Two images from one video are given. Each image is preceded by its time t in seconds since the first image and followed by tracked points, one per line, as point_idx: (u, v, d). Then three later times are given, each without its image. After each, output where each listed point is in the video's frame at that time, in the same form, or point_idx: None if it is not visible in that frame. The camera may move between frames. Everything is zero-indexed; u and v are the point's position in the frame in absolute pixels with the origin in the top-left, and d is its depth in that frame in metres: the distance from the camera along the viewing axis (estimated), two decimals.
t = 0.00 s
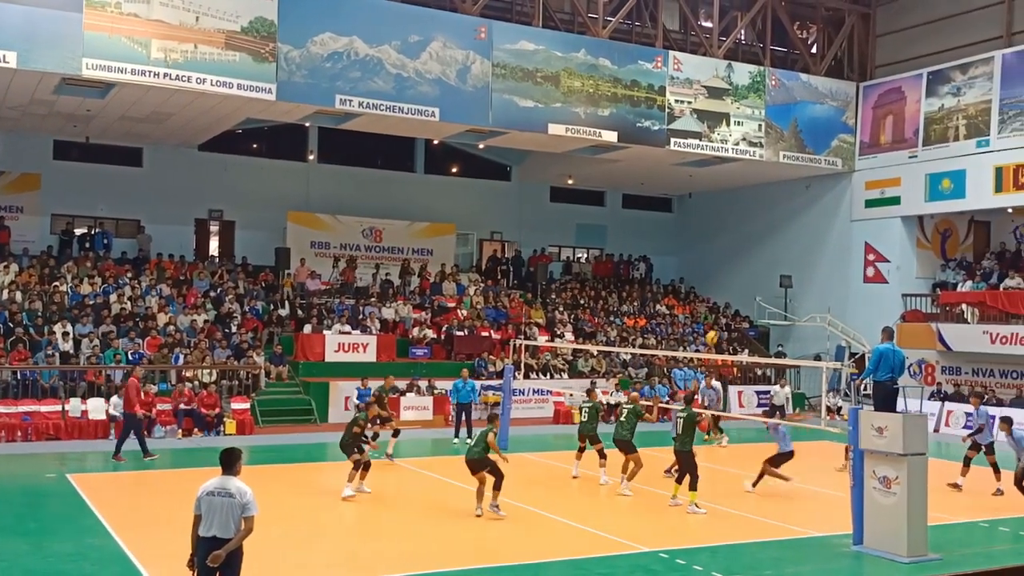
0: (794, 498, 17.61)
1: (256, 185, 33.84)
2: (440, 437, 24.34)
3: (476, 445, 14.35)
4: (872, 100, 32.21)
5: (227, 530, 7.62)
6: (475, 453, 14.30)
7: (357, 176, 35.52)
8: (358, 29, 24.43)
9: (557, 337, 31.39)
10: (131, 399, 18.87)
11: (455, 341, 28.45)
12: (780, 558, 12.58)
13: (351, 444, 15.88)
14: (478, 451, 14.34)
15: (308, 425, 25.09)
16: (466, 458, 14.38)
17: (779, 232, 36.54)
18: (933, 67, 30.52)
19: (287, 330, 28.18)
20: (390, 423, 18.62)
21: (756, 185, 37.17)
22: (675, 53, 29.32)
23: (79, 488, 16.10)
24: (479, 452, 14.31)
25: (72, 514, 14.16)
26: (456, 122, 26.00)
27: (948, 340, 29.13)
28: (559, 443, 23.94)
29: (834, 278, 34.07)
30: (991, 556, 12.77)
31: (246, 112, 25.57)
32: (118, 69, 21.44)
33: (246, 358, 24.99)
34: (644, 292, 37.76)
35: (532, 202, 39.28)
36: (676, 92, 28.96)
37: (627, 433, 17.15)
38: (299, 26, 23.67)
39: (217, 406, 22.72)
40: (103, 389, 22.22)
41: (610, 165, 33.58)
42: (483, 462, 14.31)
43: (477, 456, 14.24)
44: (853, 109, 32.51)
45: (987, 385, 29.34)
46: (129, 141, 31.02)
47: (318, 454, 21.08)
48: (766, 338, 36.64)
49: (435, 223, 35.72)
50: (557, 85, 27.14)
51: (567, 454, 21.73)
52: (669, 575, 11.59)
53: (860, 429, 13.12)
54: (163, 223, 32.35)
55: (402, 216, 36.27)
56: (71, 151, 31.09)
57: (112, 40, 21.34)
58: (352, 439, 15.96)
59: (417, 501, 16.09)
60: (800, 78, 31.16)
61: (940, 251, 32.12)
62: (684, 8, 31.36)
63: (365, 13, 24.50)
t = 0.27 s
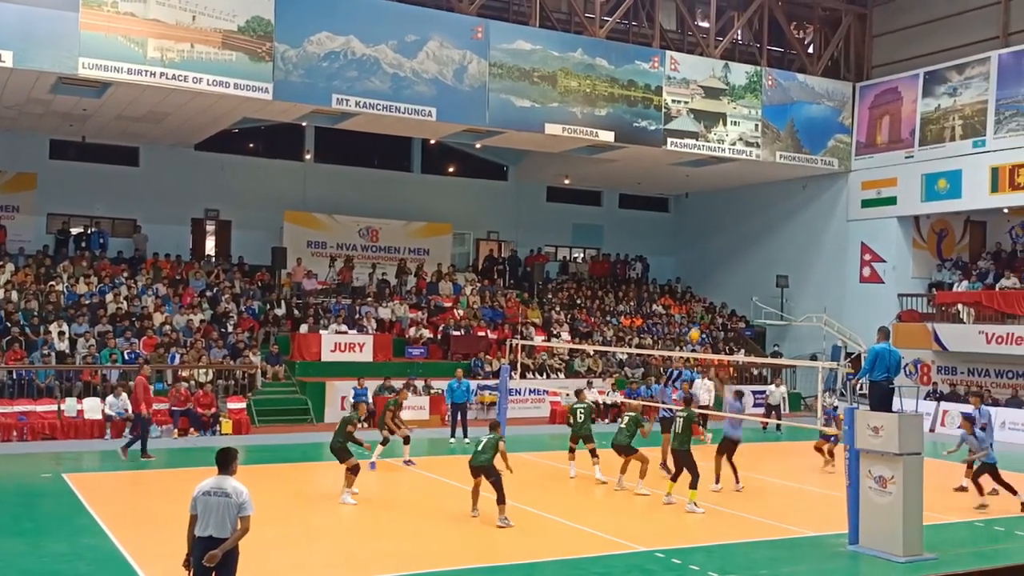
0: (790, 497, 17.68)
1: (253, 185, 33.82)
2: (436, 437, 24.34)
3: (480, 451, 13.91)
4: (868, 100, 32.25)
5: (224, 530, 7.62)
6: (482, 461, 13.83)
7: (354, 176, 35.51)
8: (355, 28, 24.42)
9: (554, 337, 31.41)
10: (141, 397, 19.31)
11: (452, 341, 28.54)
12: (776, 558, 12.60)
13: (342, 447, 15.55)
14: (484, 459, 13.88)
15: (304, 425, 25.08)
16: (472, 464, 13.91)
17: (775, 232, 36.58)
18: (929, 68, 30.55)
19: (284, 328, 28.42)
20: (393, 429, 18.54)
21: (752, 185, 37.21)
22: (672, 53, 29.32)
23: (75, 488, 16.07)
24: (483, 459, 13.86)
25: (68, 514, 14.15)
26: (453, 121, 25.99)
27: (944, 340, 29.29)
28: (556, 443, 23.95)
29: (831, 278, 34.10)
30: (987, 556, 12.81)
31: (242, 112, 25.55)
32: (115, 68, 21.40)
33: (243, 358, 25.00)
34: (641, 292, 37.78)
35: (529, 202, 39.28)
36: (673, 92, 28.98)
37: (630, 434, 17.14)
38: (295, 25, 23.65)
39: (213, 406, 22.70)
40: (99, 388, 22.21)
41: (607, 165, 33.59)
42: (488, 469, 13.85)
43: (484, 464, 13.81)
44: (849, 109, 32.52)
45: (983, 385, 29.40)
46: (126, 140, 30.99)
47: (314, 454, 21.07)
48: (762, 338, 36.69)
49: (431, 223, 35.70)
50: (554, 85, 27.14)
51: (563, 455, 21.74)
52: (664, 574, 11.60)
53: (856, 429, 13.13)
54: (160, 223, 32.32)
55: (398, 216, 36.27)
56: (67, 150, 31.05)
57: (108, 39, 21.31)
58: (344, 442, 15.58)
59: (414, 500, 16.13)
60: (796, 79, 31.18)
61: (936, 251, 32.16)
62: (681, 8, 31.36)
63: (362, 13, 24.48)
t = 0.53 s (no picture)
0: (786, 497, 17.67)
1: (250, 185, 33.80)
2: (433, 437, 24.31)
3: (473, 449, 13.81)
4: (865, 100, 32.29)
5: (221, 529, 7.62)
6: (473, 457, 13.73)
7: (351, 175, 35.50)
8: (352, 28, 24.42)
9: (551, 337, 31.42)
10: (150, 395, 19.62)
11: (449, 341, 28.55)
12: (773, 557, 12.61)
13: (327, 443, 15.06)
14: (476, 456, 13.76)
15: (301, 425, 25.05)
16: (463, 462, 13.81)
17: (772, 232, 36.61)
18: (926, 68, 30.59)
19: (281, 328, 28.49)
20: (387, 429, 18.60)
21: (749, 185, 37.25)
22: (670, 53, 29.34)
23: (71, 488, 16.06)
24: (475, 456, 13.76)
25: (64, 514, 14.13)
26: (450, 121, 25.99)
27: (940, 340, 29.33)
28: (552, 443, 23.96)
29: (827, 278, 34.13)
30: (982, 555, 12.82)
31: (239, 112, 25.55)
32: (112, 68, 21.39)
33: (240, 357, 25.03)
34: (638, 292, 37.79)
35: (527, 202, 39.30)
36: (670, 92, 28.99)
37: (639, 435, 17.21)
38: (292, 25, 23.64)
39: (210, 405, 22.70)
40: (96, 388, 22.24)
41: (604, 165, 33.60)
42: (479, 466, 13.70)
43: (475, 460, 13.69)
44: (846, 110, 32.55)
45: (979, 384, 29.43)
46: (123, 140, 30.98)
47: (311, 454, 21.06)
48: (759, 338, 36.73)
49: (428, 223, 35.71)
50: (551, 85, 27.15)
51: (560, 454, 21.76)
52: (661, 574, 11.61)
53: (853, 429, 13.14)
54: (157, 222, 32.31)
55: (395, 216, 36.27)
56: (64, 149, 31.03)
57: (105, 38, 21.30)
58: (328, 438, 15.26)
59: (410, 500, 16.10)
60: (793, 79, 31.20)
61: (933, 251, 32.19)
62: (678, 8, 31.38)
63: (360, 13, 24.48)
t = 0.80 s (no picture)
0: (784, 497, 17.66)
1: (248, 184, 33.78)
2: (430, 437, 24.31)
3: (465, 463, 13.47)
4: (863, 100, 32.33)
5: (219, 529, 7.60)
6: (463, 472, 13.37)
7: (349, 175, 35.48)
8: (350, 27, 24.40)
9: (549, 337, 31.41)
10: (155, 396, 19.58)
11: (447, 340, 28.49)
12: (771, 557, 12.60)
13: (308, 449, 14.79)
14: (466, 470, 13.42)
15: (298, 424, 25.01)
16: (454, 475, 13.47)
17: (770, 232, 36.61)
18: (924, 68, 30.62)
19: (278, 328, 28.29)
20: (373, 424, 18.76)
21: (747, 185, 37.26)
22: (668, 52, 29.32)
23: (67, 488, 16.02)
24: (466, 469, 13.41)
25: (60, 514, 14.09)
26: (448, 121, 25.97)
27: (938, 339, 29.33)
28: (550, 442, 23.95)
29: (826, 278, 34.12)
30: (980, 555, 12.81)
31: (237, 111, 25.52)
32: (109, 68, 21.36)
33: (237, 357, 25.03)
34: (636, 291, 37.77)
35: (525, 202, 39.28)
36: (668, 92, 28.97)
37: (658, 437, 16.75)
38: (290, 24, 23.61)
39: (208, 405, 22.69)
40: (94, 387, 22.23)
41: (602, 165, 33.59)
42: (471, 480, 13.34)
43: (465, 475, 13.34)
44: (844, 110, 32.58)
45: (977, 384, 29.44)
46: (121, 139, 30.95)
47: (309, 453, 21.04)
48: (757, 337, 36.73)
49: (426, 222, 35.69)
50: (549, 85, 27.14)
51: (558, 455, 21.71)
52: (659, 574, 11.59)
53: (850, 429, 13.13)
54: (155, 222, 32.28)
55: (393, 215, 36.24)
56: (62, 149, 30.99)
57: (103, 38, 21.26)
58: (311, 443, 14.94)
59: (407, 500, 16.08)
60: (791, 78, 31.20)
61: (931, 251, 32.19)
62: (677, 8, 31.38)
63: (357, 12, 24.46)
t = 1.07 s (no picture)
0: (781, 496, 17.69)
1: (246, 184, 33.78)
2: (428, 437, 24.33)
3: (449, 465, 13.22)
4: (861, 100, 32.32)
5: (217, 529, 7.61)
6: (445, 473, 13.14)
7: (347, 175, 35.49)
8: (348, 27, 24.41)
9: (547, 337, 31.42)
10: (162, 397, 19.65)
11: (445, 340, 28.49)
12: (768, 557, 12.64)
13: (289, 455, 14.65)
14: (447, 473, 13.15)
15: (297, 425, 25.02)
16: (436, 475, 13.26)
17: (768, 232, 36.63)
18: (922, 68, 30.66)
19: (276, 328, 28.25)
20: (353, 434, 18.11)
21: (745, 185, 37.29)
22: (666, 52, 29.34)
23: (65, 488, 16.04)
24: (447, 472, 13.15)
25: (57, 513, 14.09)
26: (447, 121, 25.99)
27: (935, 340, 29.39)
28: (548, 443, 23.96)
29: (823, 278, 34.17)
30: (977, 555, 12.84)
31: (235, 111, 25.53)
32: (107, 67, 21.36)
33: (235, 357, 25.04)
34: (634, 292, 37.78)
35: (522, 201, 39.29)
36: (666, 92, 29.01)
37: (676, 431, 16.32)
38: (289, 25, 23.62)
39: (206, 405, 22.69)
40: (91, 387, 22.23)
41: (600, 165, 33.59)
42: (453, 482, 13.09)
43: (447, 476, 13.11)
44: (842, 110, 32.61)
45: (975, 384, 29.48)
46: (119, 139, 30.96)
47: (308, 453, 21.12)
48: (755, 338, 36.78)
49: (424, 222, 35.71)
50: (547, 85, 27.15)
51: (556, 456, 21.69)
52: (657, 573, 11.63)
53: (848, 429, 13.18)
54: (153, 222, 32.28)
55: (391, 215, 36.24)
56: (60, 149, 30.98)
57: (101, 37, 21.26)
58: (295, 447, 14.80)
59: (406, 499, 16.12)
60: (789, 79, 31.24)
61: (929, 252, 32.21)
62: (675, 8, 31.42)
63: (356, 12, 24.46)
